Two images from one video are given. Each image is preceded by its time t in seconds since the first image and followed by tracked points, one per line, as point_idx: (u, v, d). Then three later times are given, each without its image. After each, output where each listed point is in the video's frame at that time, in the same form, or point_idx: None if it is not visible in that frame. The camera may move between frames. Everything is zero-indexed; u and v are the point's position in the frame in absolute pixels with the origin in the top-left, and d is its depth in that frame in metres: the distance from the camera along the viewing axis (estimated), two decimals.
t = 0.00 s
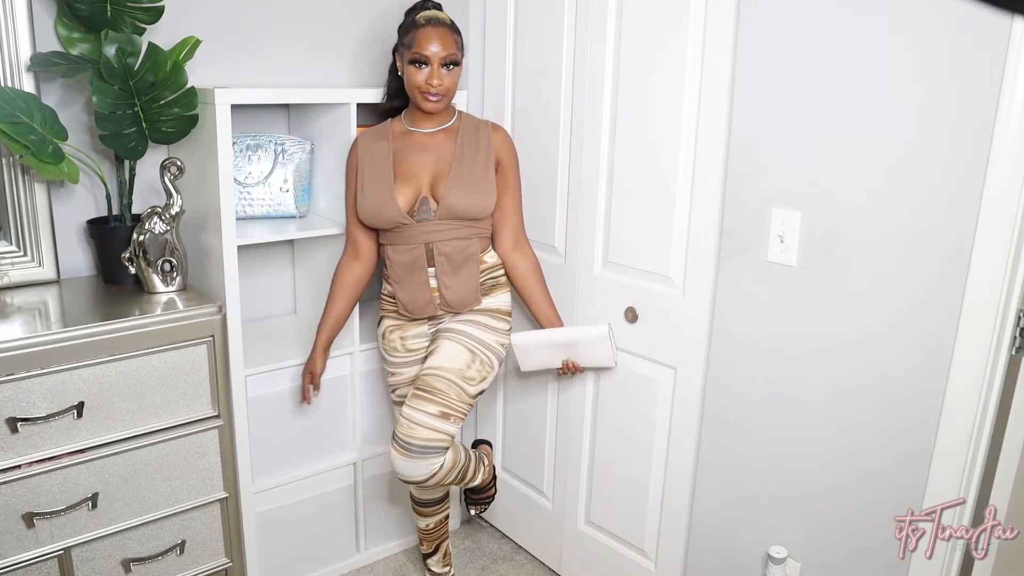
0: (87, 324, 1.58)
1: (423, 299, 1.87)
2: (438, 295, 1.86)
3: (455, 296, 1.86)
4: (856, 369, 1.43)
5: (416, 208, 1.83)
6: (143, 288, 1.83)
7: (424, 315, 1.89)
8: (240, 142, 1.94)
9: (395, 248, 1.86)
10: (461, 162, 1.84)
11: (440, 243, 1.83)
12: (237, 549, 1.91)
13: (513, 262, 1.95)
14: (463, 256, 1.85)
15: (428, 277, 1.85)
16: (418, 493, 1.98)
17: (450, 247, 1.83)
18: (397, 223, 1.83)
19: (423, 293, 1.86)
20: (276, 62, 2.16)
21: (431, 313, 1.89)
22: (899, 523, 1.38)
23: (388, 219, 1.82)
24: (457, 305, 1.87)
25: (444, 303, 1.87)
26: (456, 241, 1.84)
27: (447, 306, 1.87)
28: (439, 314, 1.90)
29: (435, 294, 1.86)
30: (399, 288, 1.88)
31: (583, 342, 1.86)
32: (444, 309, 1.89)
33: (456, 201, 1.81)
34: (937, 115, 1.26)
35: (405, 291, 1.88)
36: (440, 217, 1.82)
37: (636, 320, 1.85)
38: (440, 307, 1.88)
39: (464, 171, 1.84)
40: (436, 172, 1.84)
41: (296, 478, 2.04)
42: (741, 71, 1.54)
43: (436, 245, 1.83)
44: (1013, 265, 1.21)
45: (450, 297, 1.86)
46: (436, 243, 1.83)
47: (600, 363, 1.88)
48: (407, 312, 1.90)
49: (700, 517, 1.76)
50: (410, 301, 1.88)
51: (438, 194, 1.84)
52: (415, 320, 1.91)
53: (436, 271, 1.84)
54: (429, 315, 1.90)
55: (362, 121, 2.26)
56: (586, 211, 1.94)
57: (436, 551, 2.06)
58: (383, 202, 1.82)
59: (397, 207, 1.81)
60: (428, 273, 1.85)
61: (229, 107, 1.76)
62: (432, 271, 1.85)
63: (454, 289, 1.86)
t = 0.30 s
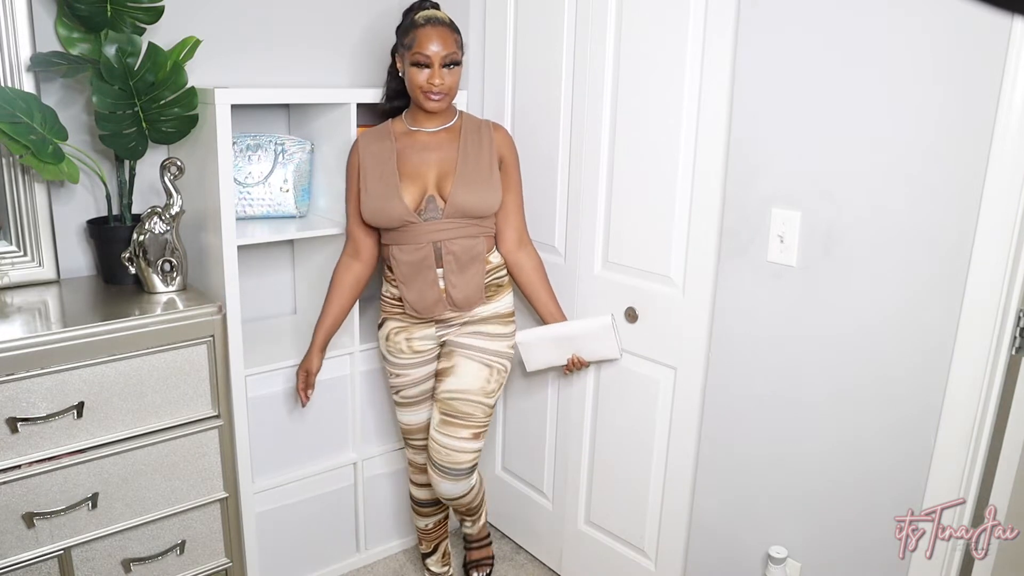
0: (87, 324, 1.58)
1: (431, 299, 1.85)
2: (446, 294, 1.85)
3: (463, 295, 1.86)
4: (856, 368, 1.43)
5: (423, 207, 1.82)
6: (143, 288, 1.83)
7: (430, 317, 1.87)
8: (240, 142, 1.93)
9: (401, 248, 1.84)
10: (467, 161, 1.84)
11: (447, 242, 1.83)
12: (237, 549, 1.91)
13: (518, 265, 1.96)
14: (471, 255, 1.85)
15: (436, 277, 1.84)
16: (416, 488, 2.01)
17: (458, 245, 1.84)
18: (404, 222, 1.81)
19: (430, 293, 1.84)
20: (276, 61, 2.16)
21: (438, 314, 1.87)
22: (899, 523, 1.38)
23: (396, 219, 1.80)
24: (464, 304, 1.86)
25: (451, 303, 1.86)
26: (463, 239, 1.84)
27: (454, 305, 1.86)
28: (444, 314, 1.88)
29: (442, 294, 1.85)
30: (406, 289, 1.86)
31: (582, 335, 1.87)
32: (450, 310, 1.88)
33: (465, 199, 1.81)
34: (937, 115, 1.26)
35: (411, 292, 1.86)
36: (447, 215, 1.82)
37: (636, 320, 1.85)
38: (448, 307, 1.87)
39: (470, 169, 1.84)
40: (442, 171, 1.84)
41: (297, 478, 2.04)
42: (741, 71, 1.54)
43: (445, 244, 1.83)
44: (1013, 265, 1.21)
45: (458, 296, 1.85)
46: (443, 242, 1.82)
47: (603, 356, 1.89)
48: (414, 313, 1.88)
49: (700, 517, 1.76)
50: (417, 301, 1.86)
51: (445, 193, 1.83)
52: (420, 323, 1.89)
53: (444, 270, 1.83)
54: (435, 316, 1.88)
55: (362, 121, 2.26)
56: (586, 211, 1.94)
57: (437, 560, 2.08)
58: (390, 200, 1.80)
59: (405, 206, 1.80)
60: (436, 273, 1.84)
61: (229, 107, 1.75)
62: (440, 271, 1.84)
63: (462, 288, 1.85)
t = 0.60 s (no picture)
0: (87, 324, 1.58)
1: (454, 298, 1.84)
2: (467, 293, 1.85)
3: (485, 294, 1.86)
4: (855, 368, 1.43)
5: (446, 206, 1.81)
6: (143, 288, 1.83)
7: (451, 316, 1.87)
8: (240, 142, 1.93)
9: (425, 247, 1.82)
10: (489, 160, 1.84)
11: (473, 241, 1.83)
12: (237, 549, 1.91)
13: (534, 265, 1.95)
14: (492, 254, 1.86)
15: (459, 276, 1.84)
16: (419, 484, 2.02)
17: (482, 244, 1.84)
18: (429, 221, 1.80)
19: (453, 292, 1.84)
20: (276, 61, 2.16)
21: (459, 313, 1.86)
22: (899, 523, 1.38)
23: (421, 217, 1.79)
24: (486, 303, 1.86)
25: (473, 302, 1.86)
26: (486, 239, 1.85)
27: (476, 304, 1.86)
28: (464, 313, 1.88)
29: (465, 293, 1.85)
30: (427, 288, 1.84)
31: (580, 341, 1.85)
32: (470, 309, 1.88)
33: (489, 198, 1.82)
34: (937, 115, 1.26)
35: (433, 291, 1.84)
36: (472, 214, 1.82)
37: (636, 320, 1.85)
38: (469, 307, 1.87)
39: (493, 168, 1.84)
40: (463, 170, 1.83)
41: (297, 479, 2.04)
42: (741, 71, 1.54)
43: (469, 242, 1.83)
44: (1013, 265, 1.21)
45: (481, 295, 1.85)
46: (468, 241, 1.83)
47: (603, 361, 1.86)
48: (433, 313, 1.86)
49: (700, 517, 1.76)
50: (439, 300, 1.84)
51: (468, 192, 1.83)
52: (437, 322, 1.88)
53: (468, 270, 1.84)
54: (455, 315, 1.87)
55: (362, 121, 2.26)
56: (587, 212, 1.94)
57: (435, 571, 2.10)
58: (416, 199, 1.79)
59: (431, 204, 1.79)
60: (459, 272, 1.84)
61: (229, 107, 1.75)
62: (464, 270, 1.85)
63: (484, 286, 1.85)
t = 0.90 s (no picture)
0: (87, 324, 1.58)
1: (469, 296, 1.86)
2: (484, 293, 1.86)
3: (500, 295, 1.87)
4: (855, 369, 1.43)
5: (467, 208, 1.83)
6: (143, 288, 1.83)
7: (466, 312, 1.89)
8: (240, 142, 1.93)
9: (443, 246, 1.85)
10: (511, 162, 1.84)
11: (491, 243, 1.84)
12: (237, 549, 1.91)
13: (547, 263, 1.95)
14: (510, 256, 1.87)
15: (475, 277, 1.85)
16: (426, 481, 1.95)
17: (500, 247, 1.85)
18: (448, 222, 1.82)
19: (468, 291, 1.86)
20: (276, 61, 2.16)
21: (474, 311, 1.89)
22: (899, 523, 1.37)
23: (440, 218, 1.81)
24: (501, 304, 1.88)
25: (488, 302, 1.87)
26: (504, 242, 1.85)
27: (491, 305, 1.87)
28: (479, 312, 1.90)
29: (479, 292, 1.86)
30: (444, 285, 1.87)
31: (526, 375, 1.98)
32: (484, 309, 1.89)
33: (509, 201, 1.82)
34: (937, 115, 1.26)
35: (449, 288, 1.87)
36: (492, 217, 1.83)
37: (636, 320, 1.85)
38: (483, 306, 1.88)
39: (515, 170, 1.84)
40: (484, 172, 1.84)
41: (297, 479, 2.03)
42: (740, 70, 1.54)
43: (487, 245, 1.84)
44: (1013, 265, 1.21)
45: (496, 297, 1.87)
46: (486, 242, 1.84)
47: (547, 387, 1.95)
48: (448, 308, 1.89)
49: (700, 517, 1.76)
50: (455, 298, 1.87)
51: (489, 195, 1.84)
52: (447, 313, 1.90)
53: (484, 270, 1.85)
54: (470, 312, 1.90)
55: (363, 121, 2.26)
56: (587, 211, 1.94)
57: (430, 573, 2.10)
58: (436, 200, 1.81)
59: (449, 205, 1.80)
60: (475, 272, 1.85)
61: (229, 107, 1.75)
62: (479, 270, 1.85)
63: (500, 288, 1.87)
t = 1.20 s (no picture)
0: (87, 324, 1.58)
1: (473, 295, 1.88)
2: (488, 291, 1.89)
3: (503, 294, 1.90)
4: (855, 369, 1.43)
5: (472, 208, 1.84)
6: (143, 288, 1.83)
7: (470, 310, 1.91)
8: (240, 142, 1.93)
9: (448, 246, 1.86)
10: (515, 163, 1.85)
11: (496, 242, 1.86)
12: (237, 549, 1.91)
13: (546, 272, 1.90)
14: (514, 256, 1.89)
15: (480, 275, 1.87)
16: (459, 470, 1.91)
17: (504, 246, 1.87)
18: (454, 221, 1.83)
19: (473, 290, 1.88)
20: (276, 61, 2.16)
21: (478, 309, 1.91)
22: (899, 523, 1.37)
23: (446, 218, 1.82)
24: (503, 302, 1.91)
25: (491, 300, 1.90)
26: (509, 241, 1.87)
27: (495, 303, 1.90)
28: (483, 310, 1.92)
29: (484, 291, 1.88)
30: (449, 283, 1.89)
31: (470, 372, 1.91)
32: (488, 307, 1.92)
33: (514, 202, 1.83)
34: (937, 115, 1.26)
35: (454, 287, 1.88)
36: (497, 217, 1.84)
37: (636, 320, 1.85)
38: (487, 304, 1.90)
39: (521, 171, 1.85)
40: (490, 173, 1.85)
41: (297, 479, 2.03)
42: (740, 70, 1.54)
43: (491, 245, 1.86)
44: (1013, 265, 1.21)
45: (500, 295, 1.89)
46: (491, 242, 1.85)
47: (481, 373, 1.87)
48: (453, 305, 1.91)
49: (700, 517, 1.76)
50: (459, 296, 1.89)
51: (494, 195, 1.85)
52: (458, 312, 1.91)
53: (489, 269, 1.87)
54: (476, 310, 1.92)
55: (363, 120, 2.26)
56: (587, 211, 1.93)
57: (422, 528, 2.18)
58: (442, 200, 1.82)
59: (456, 206, 1.81)
60: (480, 271, 1.87)
61: (229, 107, 1.75)
62: (484, 269, 1.87)
63: (503, 287, 1.90)
